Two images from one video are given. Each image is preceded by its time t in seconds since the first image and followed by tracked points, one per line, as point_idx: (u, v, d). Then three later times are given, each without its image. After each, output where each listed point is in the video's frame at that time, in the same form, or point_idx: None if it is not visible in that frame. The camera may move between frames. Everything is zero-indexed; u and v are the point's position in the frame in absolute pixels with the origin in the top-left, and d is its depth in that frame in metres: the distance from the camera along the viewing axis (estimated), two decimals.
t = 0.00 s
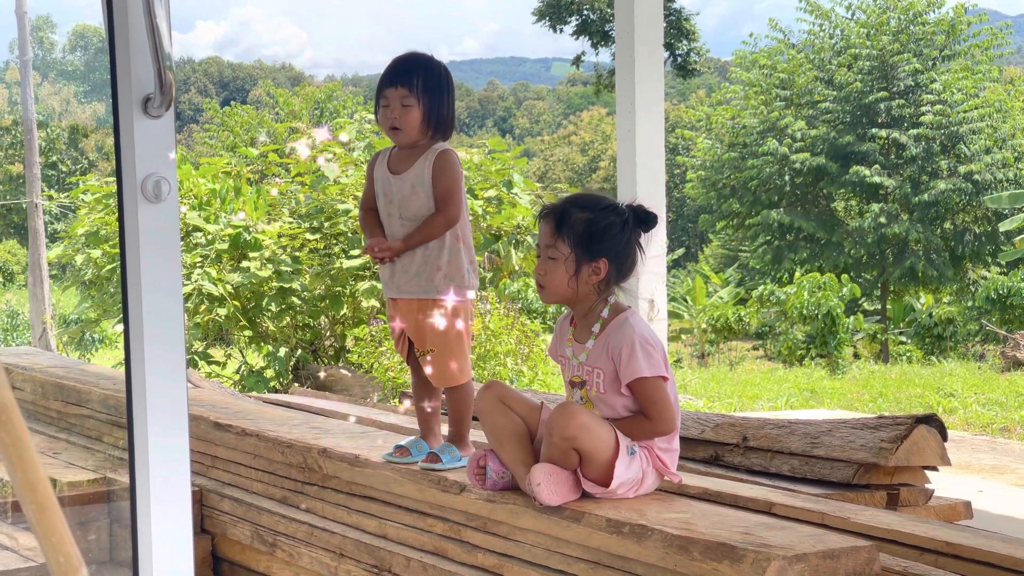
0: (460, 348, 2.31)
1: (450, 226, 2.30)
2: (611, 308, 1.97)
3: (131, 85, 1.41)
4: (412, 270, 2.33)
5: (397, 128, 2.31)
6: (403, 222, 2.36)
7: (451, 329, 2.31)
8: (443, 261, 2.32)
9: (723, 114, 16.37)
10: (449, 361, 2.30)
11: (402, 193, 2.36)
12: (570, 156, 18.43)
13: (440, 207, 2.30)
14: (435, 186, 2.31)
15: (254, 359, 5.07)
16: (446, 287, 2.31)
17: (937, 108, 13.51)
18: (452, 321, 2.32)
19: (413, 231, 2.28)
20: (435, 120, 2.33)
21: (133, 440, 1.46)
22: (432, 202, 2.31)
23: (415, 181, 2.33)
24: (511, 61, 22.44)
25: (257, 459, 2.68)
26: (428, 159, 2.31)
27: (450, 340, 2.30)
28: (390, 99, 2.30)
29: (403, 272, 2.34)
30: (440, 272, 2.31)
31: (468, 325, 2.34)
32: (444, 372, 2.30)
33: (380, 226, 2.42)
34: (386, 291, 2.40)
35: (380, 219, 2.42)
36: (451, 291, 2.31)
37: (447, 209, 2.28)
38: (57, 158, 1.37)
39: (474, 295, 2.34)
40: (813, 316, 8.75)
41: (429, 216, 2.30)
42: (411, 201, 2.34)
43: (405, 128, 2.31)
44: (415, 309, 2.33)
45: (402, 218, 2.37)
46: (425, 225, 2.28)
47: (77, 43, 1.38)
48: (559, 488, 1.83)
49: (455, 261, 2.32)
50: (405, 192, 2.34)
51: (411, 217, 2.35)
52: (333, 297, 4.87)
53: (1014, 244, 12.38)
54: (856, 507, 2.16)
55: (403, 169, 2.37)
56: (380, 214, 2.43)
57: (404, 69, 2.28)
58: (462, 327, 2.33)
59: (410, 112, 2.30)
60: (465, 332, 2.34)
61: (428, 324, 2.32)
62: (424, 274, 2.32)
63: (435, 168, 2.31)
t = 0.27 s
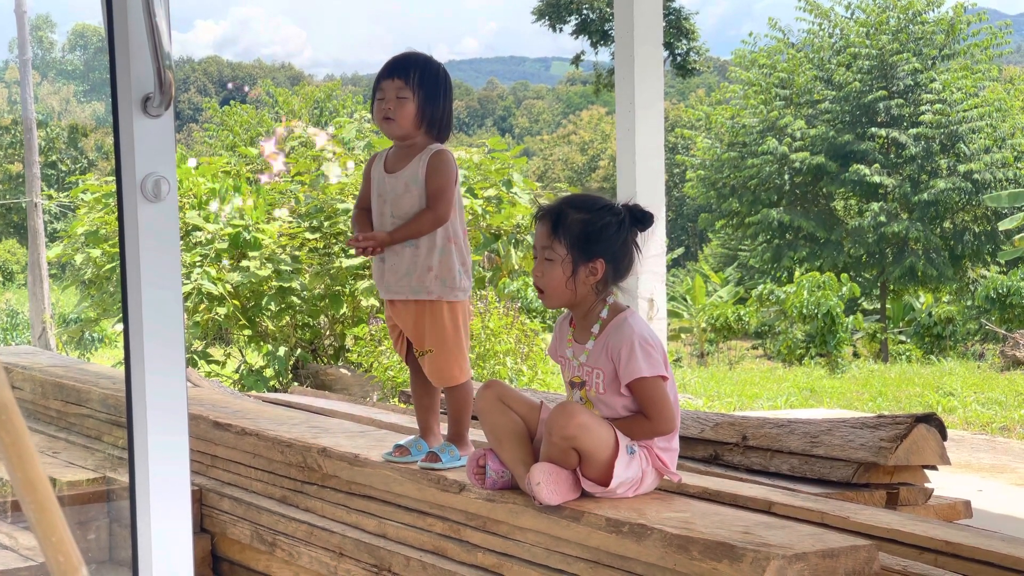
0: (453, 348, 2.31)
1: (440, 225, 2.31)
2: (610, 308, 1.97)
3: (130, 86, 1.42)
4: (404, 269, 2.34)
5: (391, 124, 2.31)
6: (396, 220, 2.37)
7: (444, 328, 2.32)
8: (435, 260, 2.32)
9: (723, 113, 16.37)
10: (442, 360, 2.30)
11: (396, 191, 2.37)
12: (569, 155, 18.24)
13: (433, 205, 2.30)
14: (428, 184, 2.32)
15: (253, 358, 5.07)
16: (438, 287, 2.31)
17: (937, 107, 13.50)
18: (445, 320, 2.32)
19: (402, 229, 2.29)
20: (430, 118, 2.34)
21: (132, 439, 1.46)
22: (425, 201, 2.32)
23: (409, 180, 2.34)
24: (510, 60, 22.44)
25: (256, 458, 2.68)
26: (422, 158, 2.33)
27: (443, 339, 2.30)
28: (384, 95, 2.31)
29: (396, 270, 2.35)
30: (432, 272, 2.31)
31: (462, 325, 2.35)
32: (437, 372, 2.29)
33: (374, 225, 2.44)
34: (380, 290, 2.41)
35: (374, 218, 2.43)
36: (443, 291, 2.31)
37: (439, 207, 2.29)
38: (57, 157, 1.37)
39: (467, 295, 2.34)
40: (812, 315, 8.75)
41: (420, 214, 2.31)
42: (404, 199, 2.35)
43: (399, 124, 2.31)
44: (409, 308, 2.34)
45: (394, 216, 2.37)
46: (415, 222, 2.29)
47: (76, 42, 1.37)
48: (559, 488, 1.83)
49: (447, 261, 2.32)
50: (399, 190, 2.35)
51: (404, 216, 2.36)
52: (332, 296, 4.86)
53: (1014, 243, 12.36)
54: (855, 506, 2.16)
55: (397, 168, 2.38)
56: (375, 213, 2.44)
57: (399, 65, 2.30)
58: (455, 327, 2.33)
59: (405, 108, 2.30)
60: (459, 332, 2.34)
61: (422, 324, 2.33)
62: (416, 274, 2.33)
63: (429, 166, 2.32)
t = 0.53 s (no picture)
0: (453, 349, 2.33)
1: (443, 229, 2.34)
2: (609, 308, 1.97)
3: (130, 86, 1.42)
4: (406, 272, 2.37)
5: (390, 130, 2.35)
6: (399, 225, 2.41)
7: (444, 330, 2.34)
8: (437, 263, 2.35)
9: (723, 113, 16.36)
10: (441, 362, 2.32)
11: (398, 197, 2.42)
12: (569, 154, 18.31)
13: (433, 209, 2.34)
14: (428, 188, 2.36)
15: (253, 358, 5.08)
16: (441, 289, 2.34)
17: (936, 107, 13.49)
18: (445, 321, 2.34)
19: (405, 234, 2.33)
20: (430, 122, 2.37)
21: (131, 438, 1.46)
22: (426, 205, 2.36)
23: (410, 185, 2.38)
24: (509, 60, 22.42)
25: (256, 458, 2.68)
26: (422, 163, 2.37)
27: (442, 340, 2.33)
28: (381, 101, 2.34)
29: (399, 274, 2.38)
30: (434, 275, 2.35)
31: (463, 325, 2.37)
32: (437, 373, 2.32)
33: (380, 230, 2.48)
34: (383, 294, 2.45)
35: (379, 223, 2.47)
36: (447, 293, 2.34)
37: (438, 212, 2.32)
38: (56, 157, 1.37)
39: (470, 296, 2.37)
40: (812, 314, 8.74)
41: (422, 219, 2.34)
42: (406, 205, 2.39)
43: (397, 129, 2.35)
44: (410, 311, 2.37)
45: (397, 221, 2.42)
46: (417, 226, 2.32)
47: (75, 42, 1.37)
48: (558, 487, 1.83)
49: (450, 263, 2.36)
50: (400, 196, 2.40)
51: (406, 219, 2.40)
52: (332, 295, 4.85)
53: (1014, 243, 12.35)
54: (854, 506, 2.16)
55: (399, 173, 2.42)
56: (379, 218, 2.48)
57: (393, 71, 2.33)
58: (455, 328, 2.35)
59: (402, 113, 2.34)
60: (459, 333, 2.36)
61: (423, 326, 2.36)
62: (418, 278, 2.36)
63: (428, 170, 2.35)
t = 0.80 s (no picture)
0: (452, 347, 2.36)
1: (442, 230, 2.37)
2: (609, 308, 1.97)
3: (129, 85, 1.40)
4: (407, 273, 2.40)
5: (387, 132, 2.38)
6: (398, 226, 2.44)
7: (442, 330, 2.37)
8: (438, 263, 2.38)
9: (722, 113, 16.34)
10: (440, 361, 2.35)
11: (397, 198, 2.44)
12: (569, 154, 18.35)
13: (432, 210, 2.37)
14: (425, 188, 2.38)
15: (252, 357, 5.08)
16: (441, 289, 2.37)
17: (936, 107, 13.47)
18: (444, 321, 2.37)
19: (404, 236, 2.36)
20: (426, 121, 2.40)
21: (130, 438, 1.46)
22: (425, 206, 2.38)
23: (408, 186, 2.41)
24: (509, 59, 22.38)
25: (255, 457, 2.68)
26: (420, 163, 2.39)
27: (441, 340, 2.36)
28: (376, 103, 2.37)
29: (399, 275, 2.41)
30: (435, 274, 2.38)
31: (462, 324, 2.40)
32: (436, 372, 2.34)
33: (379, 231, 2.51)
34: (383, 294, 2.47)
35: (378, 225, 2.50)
36: (447, 292, 2.37)
37: (436, 212, 2.35)
38: (56, 156, 1.38)
39: (469, 296, 2.40)
40: (811, 314, 8.73)
41: (422, 220, 2.37)
42: (405, 206, 2.42)
43: (396, 130, 2.37)
44: (409, 311, 2.40)
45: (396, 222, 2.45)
46: (417, 228, 2.35)
47: (75, 42, 1.37)
48: (557, 487, 1.83)
49: (450, 263, 2.39)
50: (399, 196, 2.43)
51: (406, 220, 2.43)
52: (331, 295, 4.86)
53: (1014, 243, 12.32)
54: (854, 505, 2.16)
55: (397, 175, 2.45)
56: (379, 219, 2.51)
57: (387, 73, 2.35)
58: (454, 327, 2.38)
59: (398, 115, 2.36)
60: (458, 332, 2.38)
61: (422, 326, 2.38)
62: (418, 278, 2.39)
63: (426, 171, 2.38)
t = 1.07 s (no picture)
0: (450, 347, 2.37)
1: (440, 229, 2.37)
2: (608, 308, 1.97)
3: (128, 85, 1.40)
4: (405, 273, 2.40)
5: (384, 133, 2.38)
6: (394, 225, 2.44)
7: (439, 329, 2.38)
8: (436, 262, 2.38)
9: (722, 113, 16.34)
10: (438, 360, 2.36)
11: (394, 197, 2.44)
12: (569, 154, 18.32)
13: (429, 209, 2.37)
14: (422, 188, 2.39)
15: (252, 357, 5.08)
16: (439, 288, 2.38)
17: (936, 107, 13.48)
18: (442, 320, 2.38)
19: (402, 235, 2.36)
20: (423, 121, 2.40)
21: (130, 437, 1.46)
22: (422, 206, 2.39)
23: (406, 186, 2.41)
24: (508, 59, 22.35)
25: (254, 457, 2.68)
26: (418, 162, 2.39)
27: (438, 338, 2.37)
28: (372, 104, 2.37)
29: (397, 274, 2.41)
30: (433, 273, 2.38)
31: (460, 324, 2.40)
32: (434, 371, 2.36)
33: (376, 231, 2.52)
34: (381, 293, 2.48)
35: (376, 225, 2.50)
36: (445, 292, 2.38)
37: (432, 211, 2.35)
38: (56, 156, 1.39)
39: (468, 295, 2.40)
40: (811, 314, 8.72)
41: (419, 219, 2.37)
42: (402, 205, 2.42)
43: (393, 130, 2.38)
44: (407, 309, 2.40)
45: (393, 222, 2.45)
46: (413, 228, 2.35)
47: (75, 41, 1.38)
48: (557, 487, 1.83)
49: (449, 262, 2.39)
50: (397, 196, 2.43)
51: (402, 220, 2.43)
52: (331, 295, 4.85)
53: (1014, 243, 12.33)
54: (853, 505, 2.16)
55: (395, 175, 2.45)
56: (378, 219, 2.51)
57: (382, 73, 2.35)
58: (451, 326, 2.39)
59: (395, 115, 2.36)
60: (456, 331, 2.39)
61: (420, 326, 2.39)
62: (416, 277, 2.39)
63: (422, 170, 2.38)
